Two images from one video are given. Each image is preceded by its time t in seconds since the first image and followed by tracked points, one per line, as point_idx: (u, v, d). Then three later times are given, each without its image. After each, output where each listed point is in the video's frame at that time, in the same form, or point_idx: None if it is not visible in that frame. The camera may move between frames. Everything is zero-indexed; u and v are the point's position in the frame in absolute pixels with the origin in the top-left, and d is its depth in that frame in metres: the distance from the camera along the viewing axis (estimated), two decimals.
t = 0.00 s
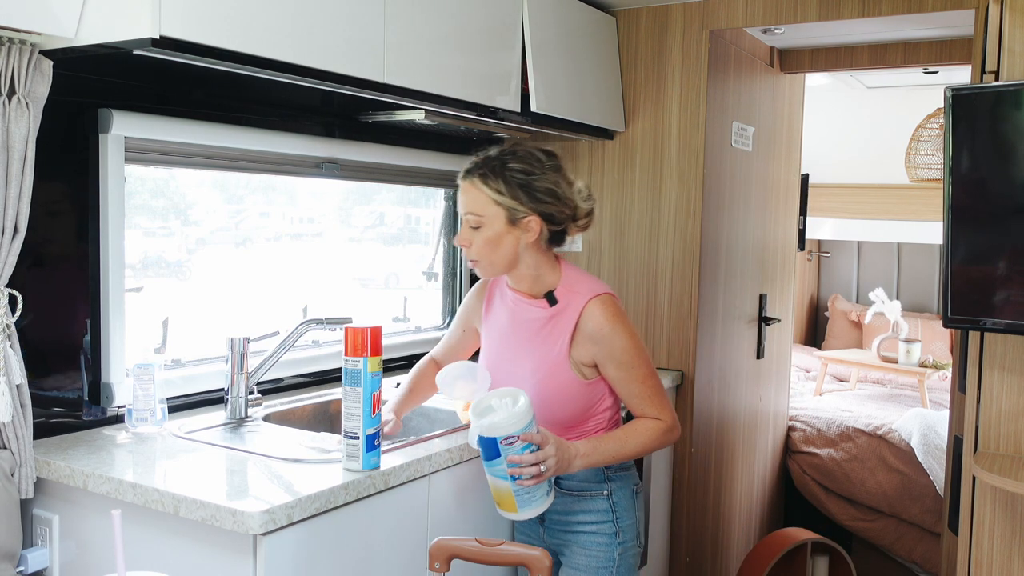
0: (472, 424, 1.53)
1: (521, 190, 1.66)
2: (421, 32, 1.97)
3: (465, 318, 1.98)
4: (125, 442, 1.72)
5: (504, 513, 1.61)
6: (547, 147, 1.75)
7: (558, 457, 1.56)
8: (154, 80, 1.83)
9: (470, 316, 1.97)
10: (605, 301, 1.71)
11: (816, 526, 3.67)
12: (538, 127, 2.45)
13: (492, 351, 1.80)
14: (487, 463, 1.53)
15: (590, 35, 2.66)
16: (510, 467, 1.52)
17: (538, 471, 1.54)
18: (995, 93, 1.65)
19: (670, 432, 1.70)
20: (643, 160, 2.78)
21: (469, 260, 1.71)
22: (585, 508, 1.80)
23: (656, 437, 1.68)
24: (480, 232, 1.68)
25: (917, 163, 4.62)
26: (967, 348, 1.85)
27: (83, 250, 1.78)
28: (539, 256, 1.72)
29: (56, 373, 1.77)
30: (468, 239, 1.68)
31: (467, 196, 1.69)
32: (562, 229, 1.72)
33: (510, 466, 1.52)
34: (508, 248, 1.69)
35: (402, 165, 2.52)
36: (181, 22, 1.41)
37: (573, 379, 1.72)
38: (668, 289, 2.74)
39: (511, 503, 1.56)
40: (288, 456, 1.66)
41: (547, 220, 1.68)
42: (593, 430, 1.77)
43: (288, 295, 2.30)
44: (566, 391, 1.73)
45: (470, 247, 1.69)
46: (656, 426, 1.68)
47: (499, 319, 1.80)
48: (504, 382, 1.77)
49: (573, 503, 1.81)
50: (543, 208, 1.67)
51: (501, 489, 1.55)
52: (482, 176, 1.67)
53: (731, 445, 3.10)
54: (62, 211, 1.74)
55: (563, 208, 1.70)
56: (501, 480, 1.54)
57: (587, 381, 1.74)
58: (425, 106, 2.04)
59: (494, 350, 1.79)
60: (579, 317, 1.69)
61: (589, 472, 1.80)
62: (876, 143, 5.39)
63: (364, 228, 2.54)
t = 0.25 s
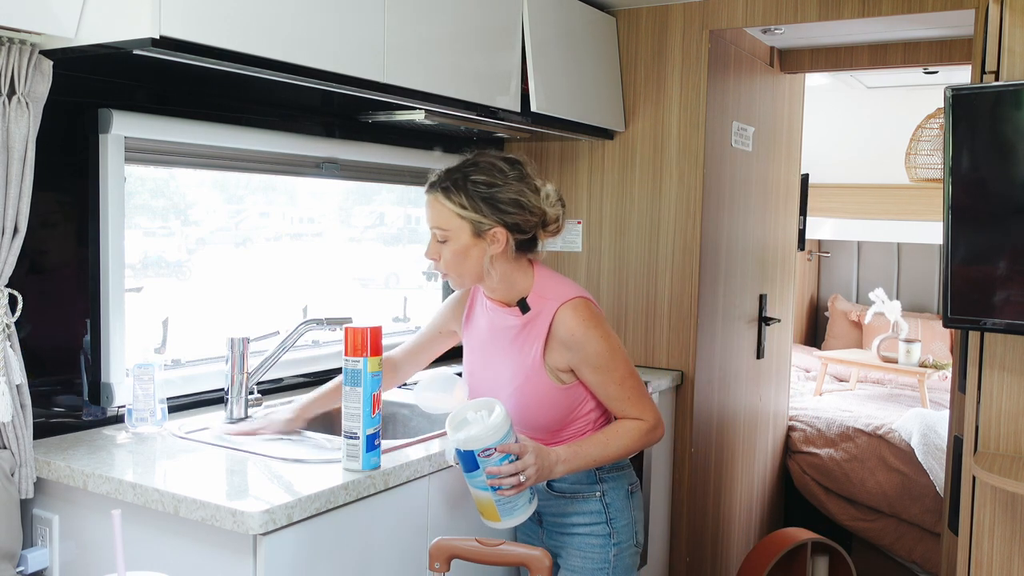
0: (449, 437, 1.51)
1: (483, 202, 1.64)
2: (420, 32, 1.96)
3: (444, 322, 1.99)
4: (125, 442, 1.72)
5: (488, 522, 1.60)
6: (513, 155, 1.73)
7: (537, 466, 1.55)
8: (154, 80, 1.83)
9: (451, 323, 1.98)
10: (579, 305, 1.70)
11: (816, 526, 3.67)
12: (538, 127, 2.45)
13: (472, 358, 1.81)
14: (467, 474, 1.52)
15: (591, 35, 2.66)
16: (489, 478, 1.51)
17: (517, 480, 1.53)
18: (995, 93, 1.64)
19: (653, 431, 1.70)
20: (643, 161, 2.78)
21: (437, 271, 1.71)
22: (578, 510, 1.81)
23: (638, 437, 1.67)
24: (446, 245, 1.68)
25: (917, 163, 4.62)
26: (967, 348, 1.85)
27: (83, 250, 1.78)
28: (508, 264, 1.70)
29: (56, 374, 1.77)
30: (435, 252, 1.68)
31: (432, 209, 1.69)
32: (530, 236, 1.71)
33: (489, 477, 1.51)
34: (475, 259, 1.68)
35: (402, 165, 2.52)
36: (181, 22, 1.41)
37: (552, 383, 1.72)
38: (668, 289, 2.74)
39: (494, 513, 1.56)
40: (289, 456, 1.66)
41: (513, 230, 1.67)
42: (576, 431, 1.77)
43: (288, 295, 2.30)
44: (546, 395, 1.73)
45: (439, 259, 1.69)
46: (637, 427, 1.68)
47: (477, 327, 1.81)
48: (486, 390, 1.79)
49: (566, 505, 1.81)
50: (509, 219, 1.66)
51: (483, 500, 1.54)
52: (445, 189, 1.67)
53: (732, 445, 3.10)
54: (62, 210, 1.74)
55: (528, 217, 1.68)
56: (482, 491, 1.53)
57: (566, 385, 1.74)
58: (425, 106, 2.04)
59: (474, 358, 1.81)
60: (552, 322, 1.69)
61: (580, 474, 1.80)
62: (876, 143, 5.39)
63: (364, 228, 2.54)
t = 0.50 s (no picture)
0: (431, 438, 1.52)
1: (468, 207, 1.65)
2: (420, 32, 1.96)
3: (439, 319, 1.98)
4: (125, 442, 1.72)
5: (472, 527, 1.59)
6: (498, 158, 1.74)
7: (519, 468, 1.54)
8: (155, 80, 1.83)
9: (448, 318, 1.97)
10: (564, 307, 1.69)
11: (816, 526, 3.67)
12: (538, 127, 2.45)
13: (462, 360, 1.82)
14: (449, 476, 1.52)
15: (591, 35, 2.66)
16: (471, 479, 1.51)
17: (499, 482, 1.52)
18: (995, 93, 1.64)
19: (639, 435, 1.68)
20: (643, 161, 2.78)
21: (426, 273, 1.73)
22: (569, 511, 1.81)
23: (623, 441, 1.66)
24: (433, 249, 1.70)
25: (917, 163, 4.62)
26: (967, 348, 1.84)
27: (83, 250, 1.78)
28: (494, 268, 1.71)
29: (56, 374, 1.77)
30: (421, 256, 1.70)
31: (419, 213, 1.71)
32: (517, 239, 1.72)
33: (470, 479, 1.51)
34: (461, 263, 1.70)
35: (402, 165, 2.52)
36: (181, 22, 1.41)
37: (538, 386, 1.72)
38: (669, 289, 2.74)
39: (476, 516, 1.55)
40: (288, 456, 1.66)
41: (499, 234, 1.68)
42: (565, 434, 1.77)
43: (288, 295, 2.30)
44: (532, 398, 1.73)
45: (426, 262, 1.72)
46: (622, 431, 1.66)
47: (467, 329, 1.82)
48: (475, 391, 1.80)
49: (557, 506, 1.81)
50: (495, 223, 1.67)
51: (465, 501, 1.54)
52: (431, 194, 1.68)
53: (732, 445, 3.10)
54: (62, 210, 1.74)
55: (513, 220, 1.69)
56: (464, 493, 1.53)
57: (552, 388, 1.73)
58: (425, 107, 2.04)
59: (463, 360, 1.82)
60: (536, 325, 1.68)
61: (571, 475, 1.80)
62: (876, 143, 5.39)
63: (364, 228, 2.54)
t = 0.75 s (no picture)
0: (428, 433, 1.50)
1: (464, 207, 1.66)
2: (420, 32, 1.96)
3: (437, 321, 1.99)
4: (125, 442, 1.72)
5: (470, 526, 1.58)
6: (496, 159, 1.75)
7: (517, 464, 1.54)
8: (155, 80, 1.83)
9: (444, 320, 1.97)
10: (557, 308, 1.68)
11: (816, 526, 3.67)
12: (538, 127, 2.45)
13: (459, 361, 1.82)
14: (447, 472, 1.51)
15: (591, 35, 2.66)
16: (469, 475, 1.50)
17: (497, 477, 1.52)
18: (995, 93, 1.64)
19: (636, 435, 1.68)
20: (643, 161, 2.78)
21: (421, 274, 1.73)
22: (565, 511, 1.81)
23: (620, 441, 1.66)
24: (429, 248, 1.70)
25: (917, 163, 4.62)
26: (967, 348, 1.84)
27: (83, 250, 1.78)
28: (489, 269, 1.71)
29: (56, 374, 1.77)
30: (417, 255, 1.69)
31: (414, 213, 1.71)
32: (512, 241, 1.72)
33: (469, 475, 1.50)
34: (457, 264, 1.69)
35: (402, 165, 2.53)
36: (181, 22, 1.41)
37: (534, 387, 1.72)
38: (668, 289, 2.74)
39: (474, 514, 1.54)
40: (288, 456, 1.66)
41: (495, 235, 1.68)
42: (563, 433, 1.77)
43: (288, 295, 2.30)
44: (529, 398, 1.73)
45: (421, 262, 1.71)
46: (620, 430, 1.66)
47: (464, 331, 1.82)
48: (473, 391, 1.81)
49: (554, 507, 1.82)
50: (491, 223, 1.67)
51: (464, 498, 1.52)
52: (427, 193, 1.68)
53: (732, 445, 3.10)
54: (62, 210, 1.74)
55: (509, 221, 1.69)
56: (462, 490, 1.52)
57: (548, 388, 1.73)
58: (425, 107, 2.04)
59: (460, 361, 1.82)
60: (530, 327, 1.68)
61: (567, 476, 1.80)
62: (876, 143, 5.39)
63: (364, 228, 2.54)
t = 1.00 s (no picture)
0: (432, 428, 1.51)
1: (462, 204, 1.66)
2: (421, 32, 1.97)
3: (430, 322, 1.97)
4: (125, 442, 1.72)
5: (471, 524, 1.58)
6: (493, 157, 1.75)
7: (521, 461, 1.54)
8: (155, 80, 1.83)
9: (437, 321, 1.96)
10: (558, 307, 1.69)
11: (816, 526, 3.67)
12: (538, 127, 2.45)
13: (458, 361, 1.82)
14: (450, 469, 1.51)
15: (591, 35, 2.66)
16: (472, 472, 1.50)
17: (500, 474, 1.52)
18: (995, 93, 1.64)
19: (637, 433, 1.68)
20: (643, 161, 2.78)
21: (419, 274, 1.73)
22: (566, 511, 1.81)
23: (621, 439, 1.66)
24: (427, 247, 1.70)
25: (917, 163, 4.62)
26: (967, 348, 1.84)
27: (82, 250, 1.78)
28: (488, 267, 1.71)
29: (56, 374, 1.77)
30: (415, 254, 1.69)
31: (413, 212, 1.71)
32: (511, 239, 1.72)
33: (471, 472, 1.50)
34: (455, 262, 1.69)
35: (402, 164, 2.53)
36: (181, 22, 1.41)
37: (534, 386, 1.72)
38: (668, 289, 2.74)
39: (476, 511, 1.54)
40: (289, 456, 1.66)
41: (493, 233, 1.68)
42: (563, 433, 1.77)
43: (288, 295, 2.30)
44: (529, 397, 1.73)
45: (419, 262, 1.71)
46: (621, 428, 1.66)
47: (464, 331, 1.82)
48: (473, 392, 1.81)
49: (555, 507, 1.82)
50: (489, 221, 1.67)
51: (466, 497, 1.53)
52: (425, 192, 1.68)
53: (732, 445, 3.10)
54: (62, 210, 1.74)
55: (508, 219, 1.70)
56: (464, 487, 1.52)
57: (549, 388, 1.73)
58: (425, 107, 2.04)
59: (460, 362, 1.82)
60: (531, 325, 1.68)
61: (567, 476, 1.80)
62: (876, 143, 5.39)
63: (364, 228, 2.54)
